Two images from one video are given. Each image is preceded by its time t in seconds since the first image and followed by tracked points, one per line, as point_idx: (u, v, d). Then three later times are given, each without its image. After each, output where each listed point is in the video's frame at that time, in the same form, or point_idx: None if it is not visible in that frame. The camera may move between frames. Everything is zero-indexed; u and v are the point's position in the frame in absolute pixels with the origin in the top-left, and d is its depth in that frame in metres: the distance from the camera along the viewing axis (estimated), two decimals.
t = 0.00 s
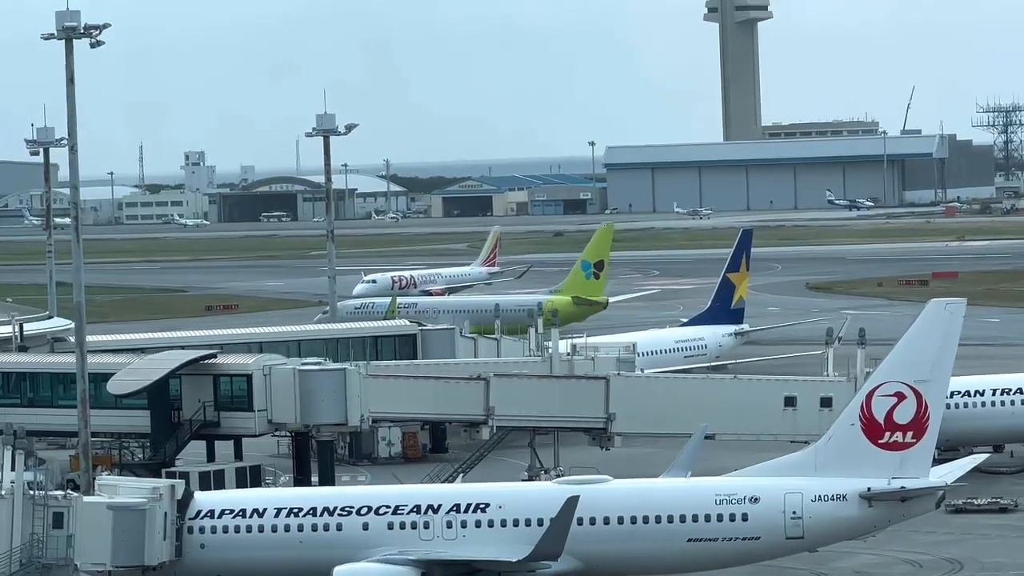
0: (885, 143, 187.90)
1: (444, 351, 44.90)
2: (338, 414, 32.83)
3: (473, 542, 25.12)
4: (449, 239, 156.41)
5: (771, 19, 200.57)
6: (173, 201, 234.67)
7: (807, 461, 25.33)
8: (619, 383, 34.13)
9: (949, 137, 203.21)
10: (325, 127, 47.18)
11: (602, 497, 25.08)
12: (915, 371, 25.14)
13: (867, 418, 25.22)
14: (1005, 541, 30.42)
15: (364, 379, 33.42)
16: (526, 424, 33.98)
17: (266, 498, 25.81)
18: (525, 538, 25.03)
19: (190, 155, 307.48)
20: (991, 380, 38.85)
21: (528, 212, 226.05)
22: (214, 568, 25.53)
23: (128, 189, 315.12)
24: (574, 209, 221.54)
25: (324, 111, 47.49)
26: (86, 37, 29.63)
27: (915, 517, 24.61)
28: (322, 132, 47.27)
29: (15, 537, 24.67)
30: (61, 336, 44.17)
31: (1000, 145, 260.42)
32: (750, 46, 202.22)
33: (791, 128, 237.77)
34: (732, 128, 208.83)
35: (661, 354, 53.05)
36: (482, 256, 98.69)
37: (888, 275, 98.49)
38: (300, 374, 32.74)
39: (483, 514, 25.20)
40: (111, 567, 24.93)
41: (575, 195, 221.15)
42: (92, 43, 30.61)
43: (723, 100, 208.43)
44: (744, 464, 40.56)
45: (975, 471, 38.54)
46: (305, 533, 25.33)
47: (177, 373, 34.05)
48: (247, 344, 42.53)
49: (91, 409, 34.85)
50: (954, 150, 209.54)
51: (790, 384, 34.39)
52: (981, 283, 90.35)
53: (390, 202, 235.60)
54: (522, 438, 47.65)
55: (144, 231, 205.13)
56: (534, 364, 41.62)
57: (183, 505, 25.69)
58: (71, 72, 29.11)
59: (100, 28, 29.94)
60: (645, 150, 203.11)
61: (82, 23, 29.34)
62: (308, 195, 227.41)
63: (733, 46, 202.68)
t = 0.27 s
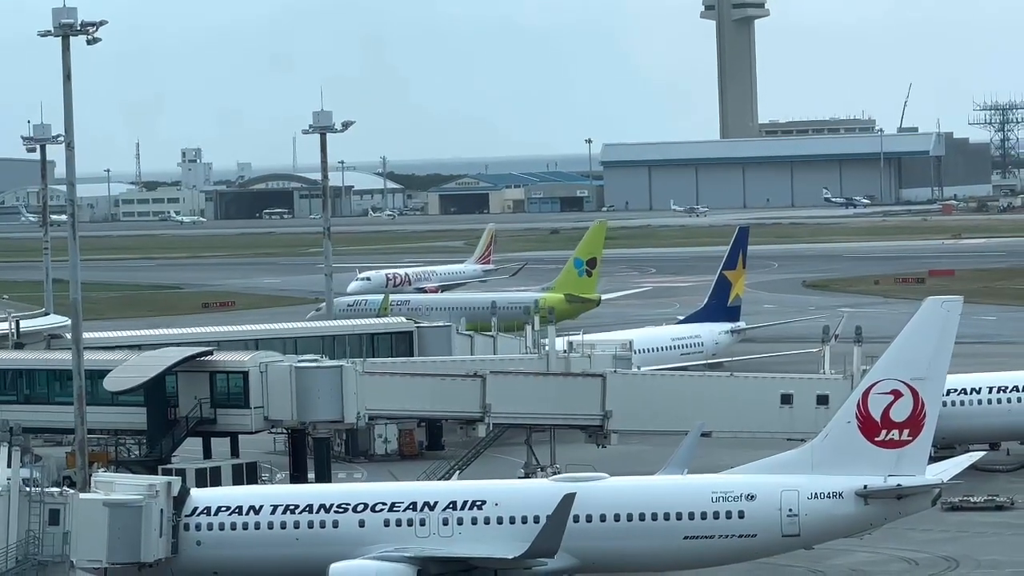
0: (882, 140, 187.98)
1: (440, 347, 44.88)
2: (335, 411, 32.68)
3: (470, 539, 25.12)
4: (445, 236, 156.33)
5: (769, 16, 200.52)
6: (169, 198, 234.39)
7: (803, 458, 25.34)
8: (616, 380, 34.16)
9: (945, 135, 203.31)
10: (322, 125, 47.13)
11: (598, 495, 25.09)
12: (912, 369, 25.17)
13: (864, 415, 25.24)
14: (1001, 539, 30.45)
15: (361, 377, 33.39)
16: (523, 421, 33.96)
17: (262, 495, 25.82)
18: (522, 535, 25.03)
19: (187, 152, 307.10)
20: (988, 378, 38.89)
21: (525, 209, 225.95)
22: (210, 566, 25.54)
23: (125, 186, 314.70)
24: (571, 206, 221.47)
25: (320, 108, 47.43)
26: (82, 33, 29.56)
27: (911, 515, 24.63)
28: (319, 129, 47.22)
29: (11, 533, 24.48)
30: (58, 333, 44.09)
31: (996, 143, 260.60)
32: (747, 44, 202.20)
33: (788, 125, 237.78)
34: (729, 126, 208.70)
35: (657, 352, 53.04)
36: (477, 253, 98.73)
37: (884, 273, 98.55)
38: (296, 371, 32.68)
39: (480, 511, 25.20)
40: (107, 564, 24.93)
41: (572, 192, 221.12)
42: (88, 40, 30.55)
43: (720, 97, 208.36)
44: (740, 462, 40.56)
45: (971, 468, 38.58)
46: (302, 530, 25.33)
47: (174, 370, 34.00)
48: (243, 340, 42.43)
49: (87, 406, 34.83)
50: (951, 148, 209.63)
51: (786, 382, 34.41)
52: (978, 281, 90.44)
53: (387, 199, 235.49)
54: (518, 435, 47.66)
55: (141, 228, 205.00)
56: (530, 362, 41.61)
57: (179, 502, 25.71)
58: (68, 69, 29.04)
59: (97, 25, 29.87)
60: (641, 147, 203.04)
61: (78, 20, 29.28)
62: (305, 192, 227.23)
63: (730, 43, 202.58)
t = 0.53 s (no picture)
0: (878, 138, 188.17)
1: (437, 345, 44.88)
2: (331, 408, 32.56)
3: (465, 537, 25.09)
4: (442, 234, 156.28)
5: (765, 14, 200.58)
6: (166, 195, 234.18)
7: (800, 457, 25.32)
8: (612, 377, 34.20)
9: (942, 133, 203.53)
10: (319, 122, 47.06)
11: (595, 492, 25.08)
12: (909, 367, 25.18)
13: (860, 413, 25.25)
14: (998, 536, 30.45)
15: (358, 374, 33.33)
16: (519, 419, 33.98)
17: (258, 493, 25.80)
18: (519, 533, 25.01)
19: (184, 149, 306.72)
20: (985, 375, 38.93)
21: (521, 207, 225.92)
22: (206, 563, 25.52)
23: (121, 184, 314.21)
24: (568, 204, 221.41)
25: (318, 105, 47.37)
26: (79, 30, 29.50)
27: (908, 513, 24.67)
28: (315, 127, 47.16)
29: (8, 531, 24.22)
30: (55, 331, 43.92)
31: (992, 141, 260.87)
32: (744, 41, 202.32)
33: (784, 123, 238.00)
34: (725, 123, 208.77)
35: (654, 349, 53.10)
36: (472, 250, 98.84)
37: (881, 271, 98.62)
38: (292, 369, 32.62)
39: (476, 509, 25.19)
40: (104, 561, 24.92)
41: (569, 189, 221.14)
42: (86, 37, 30.49)
43: (716, 95, 208.45)
44: (737, 459, 40.56)
45: (968, 466, 38.62)
46: (297, 527, 25.32)
47: (170, 367, 33.95)
48: (240, 337, 42.40)
49: (83, 404, 34.80)
50: (947, 146, 209.83)
51: (783, 379, 34.41)
52: (974, 279, 90.50)
53: (383, 196, 235.42)
54: (515, 433, 47.65)
55: (137, 225, 204.80)
56: (527, 359, 41.61)
57: (176, 499, 25.69)
58: (64, 67, 28.99)
59: (94, 22, 29.82)
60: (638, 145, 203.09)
61: (74, 17, 29.21)
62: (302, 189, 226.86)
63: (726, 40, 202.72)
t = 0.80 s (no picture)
0: (875, 135, 188.22)
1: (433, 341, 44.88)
2: (327, 405, 32.47)
3: (462, 534, 25.12)
4: (439, 231, 156.24)
5: (762, 11, 200.54)
6: (162, 192, 234.07)
7: (796, 454, 25.36)
8: (608, 374, 34.24)
9: (938, 130, 203.57)
10: (315, 119, 47.05)
11: (590, 490, 25.13)
12: (904, 364, 25.21)
13: (856, 410, 25.29)
14: (994, 534, 30.49)
15: (355, 371, 33.31)
16: (515, 416, 34.06)
17: (254, 490, 25.82)
18: (515, 530, 25.03)
19: (180, 146, 306.48)
20: (981, 372, 38.95)
21: (518, 204, 225.84)
22: (203, 560, 25.53)
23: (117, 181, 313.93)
24: (564, 201, 221.41)
25: (314, 102, 47.36)
26: (76, 28, 29.50)
27: (904, 510, 24.71)
28: (312, 124, 47.17)
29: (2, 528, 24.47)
30: (51, 328, 43.64)
31: (989, 138, 260.83)
32: (740, 38, 202.33)
33: (780, 121, 238.00)
34: (722, 121, 209.01)
35: (650, 346, 53.11)
36: (466, 248, 98.85)
37: (877, 268, 98.65)
38: (288, 366, 32.61)
39: (472, 506, 25.20)
40: (100, 558, 24.94)
41: (565, 186, 221.19)
42: (82, 34, 30.49)
43: (712, 92, 208.45)
44: (733, 457, 40.61)
45: (964, 463, 38.67)
46: (294, 525, 25.34)
47: (166, 364, 33.97)
48: (236, 335, 42.40)
49: (80, 401, 34.75)
50: (943, 143, 210.01)
51: (778, 377, 34.45)
52: (970, 276, 90.56)
53: (380, 193, 235.25)
54: (511, 431, 47.66)
55: (133, 222, 204.65)
56: (523, 356, 41.61)
57: (172, 497, 25.67)
58: (61, 64, 28.99)
59: (90, 19, 29.83)
60: (634, 142, 203.06)
61: (71, 15, 29.21)
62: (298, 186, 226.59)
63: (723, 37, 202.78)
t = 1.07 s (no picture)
0: (873, 134, 188.25)
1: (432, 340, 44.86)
2: (326, 404, 32.44)
3: (460, 532, 25.13)
4: (437, 229, 156.19)
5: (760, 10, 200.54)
6: (160, 191, 234.09)
7: (794, 452, 25.37)
8: (606, 373, 34.25)
9: (935, 129, 203.59)
10: (313, 118, 47.02)
11: (589, 489, 25.11)
12: (902, 363, 25.22)
13: (854, 409, 25.30)
14: (993, 532, 30.51)
15: (353, 370, 33.31)
16: (514, 415, 34.04)
17: (253, 489, 25.80)
18: (513, 529, 25.04)
19: (178, 145, 306.36)
20: (979, 371, 38.97)
21: (516, 203, 225.83)
22: (202, 559, 25.53)
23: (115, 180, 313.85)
24: (562, 200, 221.36)
25: (312, 102, 47.36)
26: (75, 26, 29.50)
27: (902, 508, 24.77)
28: (310, 123, 47.13)
29: None
30: (49, 327, 43.71)
31: (987, 137, 260.83)
32: (739, 36, 202.33)
33: (778, 119, 238.08)
34: (720, 119, 209.03)
35: (648, 345, 53.11)
36: (462, 247, 98.83)
37: (875, 267, 98.69)
38: (286, 366, 32.63)
39: (470, 505, 25.22)
40: (98, 557, 24.93)
41: (563, 185, 221.02)
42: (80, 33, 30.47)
43: (711, 91, 208.45)
44: (731, 455, 40.63)
45: (962, 462, 38.70)
46: (292, 524, 25.34)
47: (165, 363, 33.99)
48: (234, 333, 42.35)
49: (78, 399, 34.75)
50: (941, 142, 210.01)
51: (776, 375, 34.46)
52: (967, 275, 90.59)
53: (378, 192, 235.27)
54: (509, 429, 47.67)
55: (131, 221, 204.58)
56: (522, 355, 41.62)
57: (170, 495, 25.65)
58: (58, 63, 28.98)
59: (89, 18, 29.80)
60: (632, 141, 203.10)
61: (69, 13, 29.19)
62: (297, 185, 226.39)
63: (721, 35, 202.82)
